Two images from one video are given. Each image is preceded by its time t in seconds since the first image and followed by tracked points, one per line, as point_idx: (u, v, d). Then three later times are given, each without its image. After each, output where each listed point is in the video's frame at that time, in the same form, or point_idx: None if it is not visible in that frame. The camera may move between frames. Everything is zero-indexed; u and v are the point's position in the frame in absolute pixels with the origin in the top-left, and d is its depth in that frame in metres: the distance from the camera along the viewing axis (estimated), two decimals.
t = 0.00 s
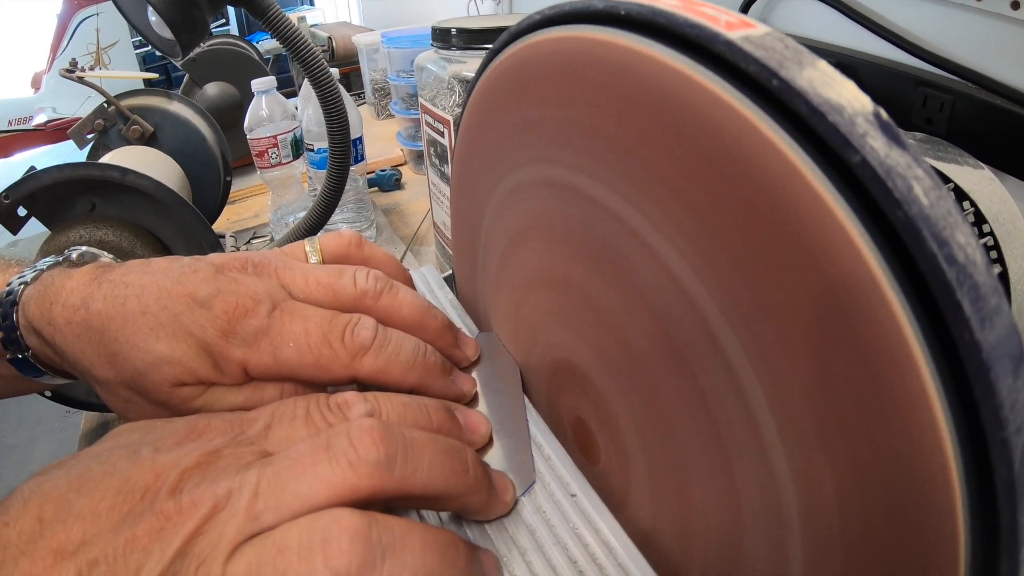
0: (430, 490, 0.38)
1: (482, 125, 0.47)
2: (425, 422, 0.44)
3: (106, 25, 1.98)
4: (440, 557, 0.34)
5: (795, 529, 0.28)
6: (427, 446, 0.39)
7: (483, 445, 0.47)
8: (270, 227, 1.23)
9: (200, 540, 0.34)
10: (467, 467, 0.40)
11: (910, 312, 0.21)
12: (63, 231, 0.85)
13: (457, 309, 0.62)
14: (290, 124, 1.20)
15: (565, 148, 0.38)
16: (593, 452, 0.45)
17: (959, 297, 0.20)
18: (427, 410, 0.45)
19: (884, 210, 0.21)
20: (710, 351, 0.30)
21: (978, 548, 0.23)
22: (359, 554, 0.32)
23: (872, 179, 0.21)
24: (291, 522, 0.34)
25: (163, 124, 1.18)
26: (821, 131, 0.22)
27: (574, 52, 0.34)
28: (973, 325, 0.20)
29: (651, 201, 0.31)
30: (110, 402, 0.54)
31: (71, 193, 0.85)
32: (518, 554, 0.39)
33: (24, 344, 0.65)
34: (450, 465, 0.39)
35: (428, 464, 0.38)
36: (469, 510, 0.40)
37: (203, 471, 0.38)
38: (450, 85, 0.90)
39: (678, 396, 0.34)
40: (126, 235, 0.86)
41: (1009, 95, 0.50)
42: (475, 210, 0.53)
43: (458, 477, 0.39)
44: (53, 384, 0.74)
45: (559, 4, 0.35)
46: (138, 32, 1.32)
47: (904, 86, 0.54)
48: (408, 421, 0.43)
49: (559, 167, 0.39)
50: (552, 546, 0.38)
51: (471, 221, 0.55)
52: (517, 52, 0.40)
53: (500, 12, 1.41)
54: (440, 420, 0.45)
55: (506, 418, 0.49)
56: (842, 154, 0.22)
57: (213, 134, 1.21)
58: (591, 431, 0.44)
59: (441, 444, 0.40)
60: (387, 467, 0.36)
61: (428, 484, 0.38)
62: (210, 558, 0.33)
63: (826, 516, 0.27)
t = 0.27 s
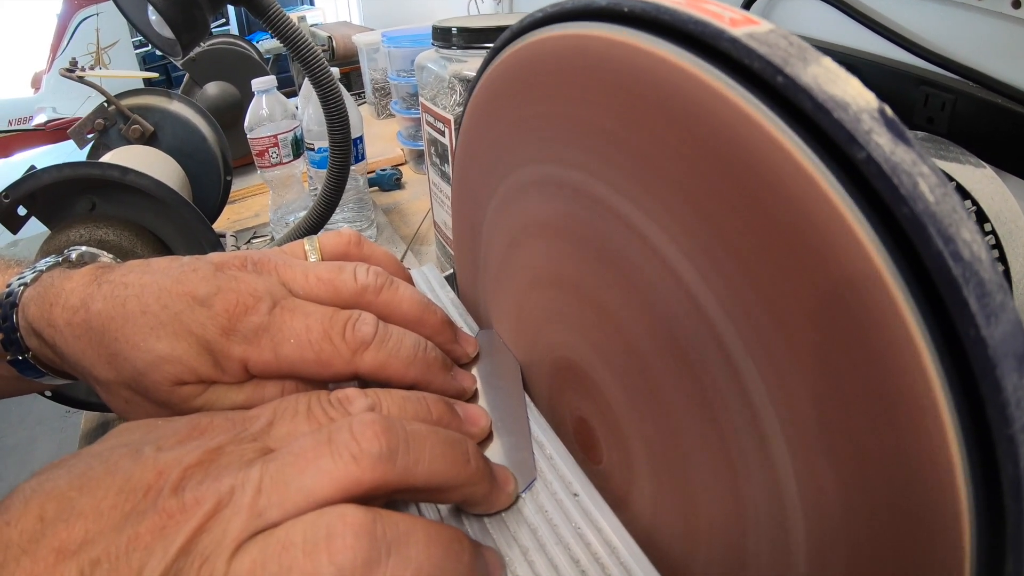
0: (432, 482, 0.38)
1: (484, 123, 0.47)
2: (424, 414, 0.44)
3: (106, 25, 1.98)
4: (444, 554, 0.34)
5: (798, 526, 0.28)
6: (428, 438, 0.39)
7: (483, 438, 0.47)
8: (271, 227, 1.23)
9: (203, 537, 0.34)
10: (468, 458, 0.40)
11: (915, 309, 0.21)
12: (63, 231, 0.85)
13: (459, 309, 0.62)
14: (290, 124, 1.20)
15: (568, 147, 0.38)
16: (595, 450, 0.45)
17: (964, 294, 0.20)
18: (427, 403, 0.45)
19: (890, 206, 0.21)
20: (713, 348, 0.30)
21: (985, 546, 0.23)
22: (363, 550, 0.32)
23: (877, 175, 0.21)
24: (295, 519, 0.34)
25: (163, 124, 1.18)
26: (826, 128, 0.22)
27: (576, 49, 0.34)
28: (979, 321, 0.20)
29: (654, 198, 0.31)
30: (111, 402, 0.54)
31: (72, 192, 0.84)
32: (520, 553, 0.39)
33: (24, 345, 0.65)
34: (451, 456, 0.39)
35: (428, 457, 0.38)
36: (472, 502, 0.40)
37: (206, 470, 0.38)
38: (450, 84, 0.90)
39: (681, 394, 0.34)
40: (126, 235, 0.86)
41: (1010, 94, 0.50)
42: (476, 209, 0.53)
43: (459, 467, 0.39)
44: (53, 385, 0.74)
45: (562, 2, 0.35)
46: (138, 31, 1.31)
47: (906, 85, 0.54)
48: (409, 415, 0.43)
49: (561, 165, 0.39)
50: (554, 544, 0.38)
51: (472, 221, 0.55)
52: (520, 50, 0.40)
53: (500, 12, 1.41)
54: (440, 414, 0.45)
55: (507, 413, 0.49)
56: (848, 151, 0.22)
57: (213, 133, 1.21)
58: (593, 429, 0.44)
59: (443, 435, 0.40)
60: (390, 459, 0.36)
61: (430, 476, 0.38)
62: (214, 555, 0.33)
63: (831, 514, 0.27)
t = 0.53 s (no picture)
0: (430, 480, 0.38)
1: (482, 123, 0.47)
2: (421, 412, 0.44)
3: (105, 25, 1.98)
4: (442, 554, 0.34)
5: (796, 525, 0.28)
6: (425, 436, 0.39)
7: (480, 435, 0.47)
8: (270, 227, 1.23)
9: (202, 537, 0.34)
10: (465, 456, 0.40)
11: (913, 308, 0.21)
12: (61, 231, 0.85)
13: (458, 311, 0.61)
14: (289, 124, 1.20)
15: (566, 146, 0.38)
16: (594, 450, 0.45)
17: (962, 293, 0.20)
18: (422, 400, 0.45)
19: (888, 205, 0.21)
20: (711, 347, 0.30)
21: (983, 546, 0.23)
22: (362, 549, 0.32)
23: (875, 174, 0.21)
24: (294, 518, 0.34)
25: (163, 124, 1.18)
26: (823, 126, 0.22)
27: (574, 49, 0.34)
28: (977, 320, 0.20)
29: (651, 197, 0.31)
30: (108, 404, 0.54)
31: (70, 193, 0.84)
32: (518, 553, 0.39)
33: (21, 348, 0.65)
34: (448, 454, 0.39)
35: (426, 455, 0.38)
36: (471, 500, 0.41)
37: (205, 469, 0.38)
38: (449, 84, 0.90)
39: (678, 394, 0.34)
40: (125, 235, 0.86)
41: (1009, 94, 0.50)
42: (474, 208, 0.53)
43: (457, 465, 0.39)
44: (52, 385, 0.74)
45: (560, 1, 0.35)
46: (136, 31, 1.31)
47: (904, 85, 0.54)
48: (406, 413, 0.43)
49: (559, 165, 0.39)
50: (552, 544, 0.38)
51: (471, 221, 0.55)
52: (518, 49, 0.40)
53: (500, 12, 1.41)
54: (437, 412, 0.45)
55: (504, 412, 0.49)
56: (845, 150, 0.22)
57: (212, 134, 1.21)
58: (591, 429, 0.44)
59: (441, 433, 0.40)
60: (387, 457, 0.36)
61: (426, 474, 0.38)
62: (213, 555, 0.33)
63: (829, 514, 0.27)
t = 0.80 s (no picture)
0: (429, 480, 0.38)
1: (481, 124, 0.47)
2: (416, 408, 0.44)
3: (105, 26, 1.97)
4: (441, 556, 0.34)
5: (796, 526, 0.28)
6: (422, 436, 0.39)
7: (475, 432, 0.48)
8: (270, 229, 1.22)
9: (201, 541, 0.34)
10: (463, 456, 0.40)
11: (915, 308, 0.21)
12: (60, 232, 0.84)
13: (458, 312, 0.61)
14: (288, 125, 1.20)
15: (566, 147, 0.37)
16: (593, 451, 0.45)
17: (965, 293, 0.20)
18: (418, 397, 0.45)
19: (889, 205, 0.21)
20: (711, 348, 0.30)
21: (986, 547, 0.23)
22: (361, 551, 0.32)
23: (877, 174, 0.21)
24: (292, 521, 0.34)
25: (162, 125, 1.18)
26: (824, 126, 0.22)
27: (574, 49, 0.33)
28: (980, 320, 0.20)
29: (651, 198, 0.31)
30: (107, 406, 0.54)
31: (70, 193, 0.84)
32: (518, 555, 0.39)
33: (19, 353, 0.64)
34: (447, 453, 0.39)
35: (424, 455, 0.38)
36: (469, 499, 0.41)
37: (202, 472, 0.38)
38: (449, 85, 0.90)
39: (678, 395, 0.33)
40: (124, 236, 0.85)
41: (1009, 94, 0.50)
42: (474, 209, 0.53)
43: (456, 465, 0.39)
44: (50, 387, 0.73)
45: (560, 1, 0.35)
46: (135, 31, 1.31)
47: (904, 85, 0.54)
48: (402, 412, 0.44)
49: (559, 165, 0.39)
50: (552, 545, 0.38)
51: (470, 221, 0.55)
52: (518, 49, 0.40)
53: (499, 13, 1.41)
54: (433, 409, 0.45)
55: (502, 407, 0.49)
56: (847, 150, 0.21)
57: (212, 134, 1.21)
58: (591, 430, 0.44)
59: (438, 433, 0.40)
60: (386, 458, 0.36)
61: (427, 472, 0.38)
62: (211, 558, 0.33)
63: (831, 516, 0.26)
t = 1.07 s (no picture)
0: (417, 464, 0.38)
1: (482, 124, 0.47)
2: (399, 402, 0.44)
3: (104, 26, 1.97)
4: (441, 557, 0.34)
5: (797, 526, 0.28)
6: (406, 424, 0.38)
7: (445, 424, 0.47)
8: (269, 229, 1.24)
9: (184, 547, 0.34)
10: (449, 437, 0.39)
11: (916, 308, 0.21)
12: (60, 232, 0.84)
13: (458, 312, 0.59)
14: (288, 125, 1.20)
15: (567, 147, 0.37)
16: (593, 451, 0.45)
17: (966, 293, 0.20)
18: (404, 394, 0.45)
19: (891, 205, 0.21)
20: (712, 348, 0.30)
21: (988, 547, 0.23)
22: (346, 552, 0.32)
23: (879, 174, 0.21)
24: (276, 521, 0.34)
25: (162, 125, 1.18)
26: (826, 126, 0.22)
27: (575, 49, 0.33)
28: (981, 320, 0.20)
29: (653, 198, 0.31)
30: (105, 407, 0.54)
31: (70, 193, 0.84)
32: (519, 556, 0.38)
33: None
34: (432, 439, 0.38)
35: (410, 442, 0.37)
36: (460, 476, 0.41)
37: (185, 475, 0.38)
38: (449, 85, 0.90)
39: (679, 395, 0.33)
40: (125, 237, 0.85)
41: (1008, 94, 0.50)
42: (474, 209, 0.53)
43: (443, 450, 0.39)
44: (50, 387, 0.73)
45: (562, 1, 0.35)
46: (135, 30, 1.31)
47: (904, 86, 0.54)
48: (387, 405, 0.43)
49: (560, 165, 0.39)
50: (553, 546, 0.38)
51: (471, 221, 0.55)
52: (519, 49, 0.40)
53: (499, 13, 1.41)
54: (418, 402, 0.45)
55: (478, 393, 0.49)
56: (848, 149, 0.21)
57: (212, 135, 1.21)
58: (591, 430, 0.44)
59: (422, 419, 0.39)
60: (371, 453, 0.36)
61: (413, 464, 0.37)
62: (197, 562, 0.33)
63: (831, 516, 0.26)
